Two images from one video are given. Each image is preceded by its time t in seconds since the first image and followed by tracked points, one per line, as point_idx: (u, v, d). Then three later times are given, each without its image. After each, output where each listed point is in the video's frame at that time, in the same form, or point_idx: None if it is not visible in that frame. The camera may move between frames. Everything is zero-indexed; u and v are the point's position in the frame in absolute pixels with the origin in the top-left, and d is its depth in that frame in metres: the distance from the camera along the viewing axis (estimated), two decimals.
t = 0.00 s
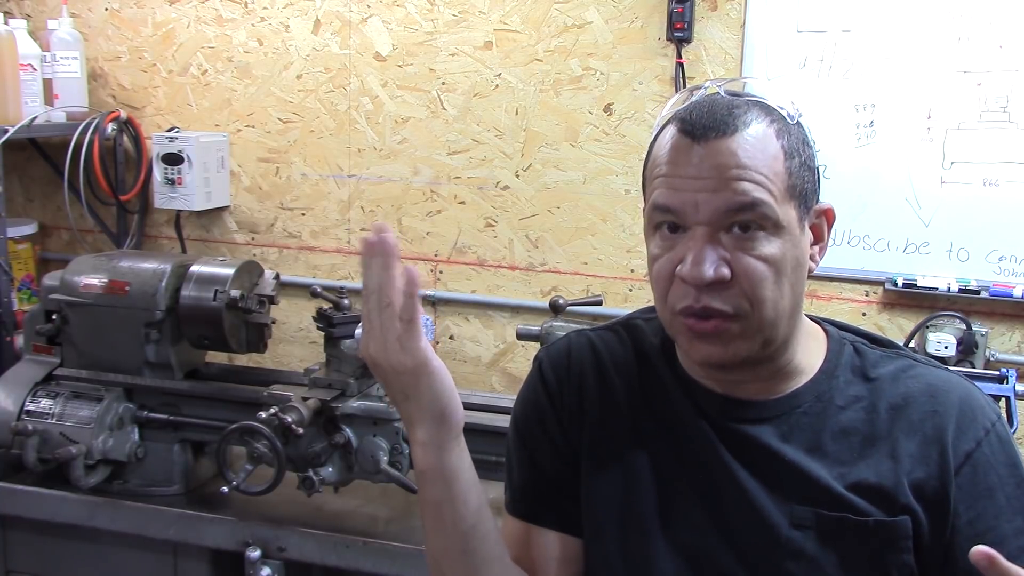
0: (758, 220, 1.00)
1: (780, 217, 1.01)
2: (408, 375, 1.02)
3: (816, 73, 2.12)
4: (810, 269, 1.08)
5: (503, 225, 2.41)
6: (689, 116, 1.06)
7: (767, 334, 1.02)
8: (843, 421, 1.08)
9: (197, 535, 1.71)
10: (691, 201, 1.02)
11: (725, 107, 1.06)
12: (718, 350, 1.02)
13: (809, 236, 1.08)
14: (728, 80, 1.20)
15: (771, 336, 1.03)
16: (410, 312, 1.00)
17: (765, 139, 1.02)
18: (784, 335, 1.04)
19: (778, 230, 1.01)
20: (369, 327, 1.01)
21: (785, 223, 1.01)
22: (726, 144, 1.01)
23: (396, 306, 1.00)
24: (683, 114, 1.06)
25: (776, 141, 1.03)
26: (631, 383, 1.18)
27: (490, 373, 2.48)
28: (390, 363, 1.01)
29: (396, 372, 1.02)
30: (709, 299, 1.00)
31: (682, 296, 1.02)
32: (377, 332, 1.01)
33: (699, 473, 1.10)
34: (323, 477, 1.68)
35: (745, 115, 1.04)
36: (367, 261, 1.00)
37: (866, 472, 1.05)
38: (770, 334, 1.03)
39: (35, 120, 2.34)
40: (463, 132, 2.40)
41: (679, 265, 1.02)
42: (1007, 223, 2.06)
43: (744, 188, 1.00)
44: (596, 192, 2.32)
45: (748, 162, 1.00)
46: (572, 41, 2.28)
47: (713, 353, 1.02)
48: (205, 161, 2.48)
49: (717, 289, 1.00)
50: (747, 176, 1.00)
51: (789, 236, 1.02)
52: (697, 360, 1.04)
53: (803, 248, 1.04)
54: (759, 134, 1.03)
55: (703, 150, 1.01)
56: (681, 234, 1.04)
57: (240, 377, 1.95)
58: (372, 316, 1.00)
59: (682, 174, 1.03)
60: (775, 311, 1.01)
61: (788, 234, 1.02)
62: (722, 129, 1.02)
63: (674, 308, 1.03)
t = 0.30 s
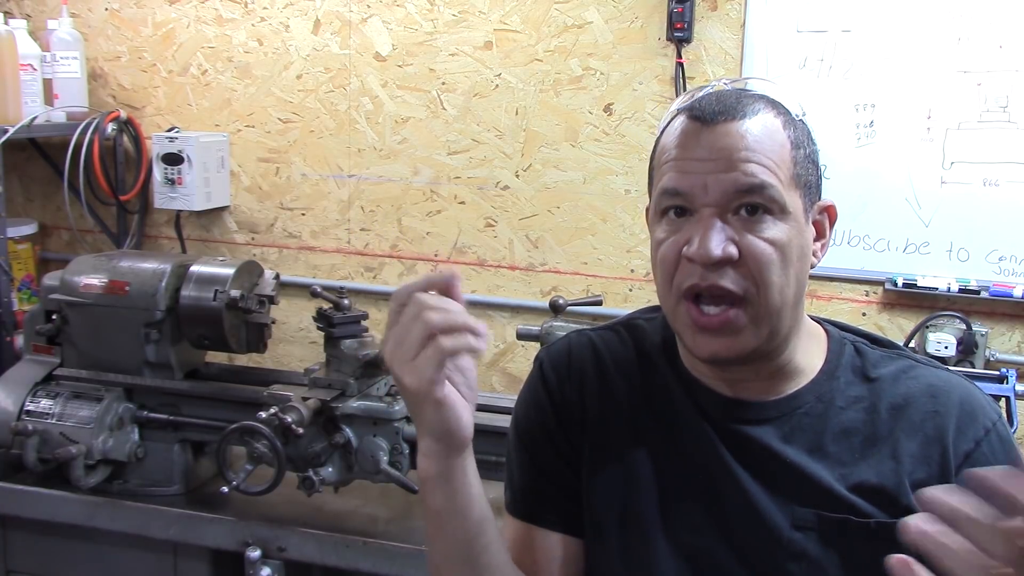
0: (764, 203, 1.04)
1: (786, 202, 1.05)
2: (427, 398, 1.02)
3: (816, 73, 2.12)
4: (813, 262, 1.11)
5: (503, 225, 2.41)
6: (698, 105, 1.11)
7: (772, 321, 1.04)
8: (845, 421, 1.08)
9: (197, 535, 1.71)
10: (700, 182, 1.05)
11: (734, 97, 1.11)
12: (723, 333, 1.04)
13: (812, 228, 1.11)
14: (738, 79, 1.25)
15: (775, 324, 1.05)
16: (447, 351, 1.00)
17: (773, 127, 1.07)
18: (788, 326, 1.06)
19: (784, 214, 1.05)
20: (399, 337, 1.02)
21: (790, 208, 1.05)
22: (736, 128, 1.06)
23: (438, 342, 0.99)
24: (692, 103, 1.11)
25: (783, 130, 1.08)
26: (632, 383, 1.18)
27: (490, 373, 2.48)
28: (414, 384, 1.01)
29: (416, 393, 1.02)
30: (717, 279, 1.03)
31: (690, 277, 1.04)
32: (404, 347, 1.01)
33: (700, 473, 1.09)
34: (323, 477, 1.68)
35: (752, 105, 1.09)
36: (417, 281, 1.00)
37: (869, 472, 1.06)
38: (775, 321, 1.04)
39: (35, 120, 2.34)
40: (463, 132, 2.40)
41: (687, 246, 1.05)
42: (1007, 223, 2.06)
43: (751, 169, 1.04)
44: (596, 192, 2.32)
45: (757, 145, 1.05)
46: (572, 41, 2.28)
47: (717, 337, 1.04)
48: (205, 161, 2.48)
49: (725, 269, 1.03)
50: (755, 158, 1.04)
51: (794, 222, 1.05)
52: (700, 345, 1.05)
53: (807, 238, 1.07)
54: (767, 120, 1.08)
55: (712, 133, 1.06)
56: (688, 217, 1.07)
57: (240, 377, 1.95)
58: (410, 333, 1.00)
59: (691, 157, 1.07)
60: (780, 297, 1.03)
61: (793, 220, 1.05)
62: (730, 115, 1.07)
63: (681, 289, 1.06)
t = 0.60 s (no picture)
0: (769, 192, 1.06)
1: (791, 192, 1.07)
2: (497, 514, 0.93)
3: (816, 73, 2.12)
4: (815, 258, 1.13)
5: (503, 225, 2.41)
6: (702, 99, 1.13)
7: (780, 310, 1.05)
8: (846, 423, 1.08)
9: (197, 535, 1.71)
10: (707, 172, 1.07)
11: (737, 94, 1.14)
12: (733, 322, 1.04)
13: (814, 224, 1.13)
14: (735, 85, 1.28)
15: (783, 314, 1.05)
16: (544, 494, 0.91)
17: (776, 119, 1.09)
18: (793, 316, 1.07)
19: (789, 204, 1.07)
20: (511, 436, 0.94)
21: (795, 199, 1.07)
22: (742, 119, 1.08)
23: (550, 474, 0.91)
24: (695, 99, 1.14)
25: (788, 123, 1.10)
26: (636, 382, 1.18)
27: (490, 373, 2.47)
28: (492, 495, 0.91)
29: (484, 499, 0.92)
30: (727, 265, 1.04)
31: (699, 264, 1.05)
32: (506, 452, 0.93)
33: (703, 474, 1.10)
34: (323, 477, 1.68)
35: (754, 99, 1.12)
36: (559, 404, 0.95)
37: (869, 475, 1.04)
38: (783, 310, 1.05)
39: (35, 120, 2.34)
40: (462, 132, 2.40)
41: (696, 234, 1.06)
42: (1007, 223, 2.06)
43: (758, 158, 1.06)
44: (596, 192, 2.32)
45: (763, 135, 1.07)
46: (572, 41, 2.28)
47: (726, 324, 1.04)
48: (205, 161, 2.48)
49: (734, 255, 1.04)
50: (762, 148, 1.07)
51: (798, 212, 1.07)
52: (709, 334, 1.05)
53: (811, 230, 1.09)
54: (771, 113, 1.10)
55: (719, 123, 1.08)
56: (695, 207, 1.08)
57: (240, 377, 1.95)
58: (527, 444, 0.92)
59: (698, 147, 1.08)
60: (787, 285, 1.05)
61: (798, 210, 1.07)
62: (736, 107, 1.10)
63: (689, 277, 1.06)
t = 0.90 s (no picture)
0: (774, 185, 1.07)
1: (795, 186, 1.07)
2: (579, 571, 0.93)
3: (816, 73, 2.12)
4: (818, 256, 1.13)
5: (503, 225, 2.41)
6: (706, 95, 1.14)
7: (786, 303, 1.05)
8: (849, 424, 1.08)
9: (197, 535, 1.71)
10: (713, 163, 1.07)
11: (740, 91, 1.15)
12: (740, 315, 1.03)
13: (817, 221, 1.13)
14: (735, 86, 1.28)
15: (789, 307, 1.05)
16: None
17: (779, 113, 1.10)
18: (798, 310, 1.07)
19: (793, 198, 1.07)
20: (647, 535, 0.84)
21: (799, 193, 1.08)
22: (748, 112, 1.09)
23: None
24: (697, 96, 1.14)
25: (791, 119, 1.11)
26: (642, 381, 1.18)
27: (490, 373, 2.47)
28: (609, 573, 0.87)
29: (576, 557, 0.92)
30: (734, 256, 1.03)
31: (705, 256, 1.05)
32: (631, 537, 0.85)
33: (708, 475, 1.10)
34: (323, 477, 1.68)
35: (757, 95, 1.12)
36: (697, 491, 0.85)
37: (874, 476, 1.05)
38: (789, 303, 1.05)
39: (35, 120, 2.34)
40: (462, 132, 2.40)
41: (702, 226, 1.06)
42: (1007, 224, 2.06)
43: (764, 151, 1.06)
44: (596, 192, 2.32)
45: (768, 129, 1.08)
46: (572, 41, 2.28)
47: (731, 316, 1.03)
48: (205, 161, 2.48)
49: (742, 246, 1.03)
50: (767, 141, 1.07)
51: (802, 205, 1.07)
52: (715, 326, 1.04)
53: (815, 225, 1.09)
54: (776, 108, 1.11)
55: (725, 117, 1.08)
56: (700, 200, 1.08)
57: (240, 377, 1.96)
58: (675, 547, 0.82)
59: (704, 140, 1.08)
60: (793, 278, 1.04)
61: (802, 204, 1.08)
62: (741, 102, 1.10)
63: (695, 269, 1.06)
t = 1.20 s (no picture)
0: (782, 184, 1.07)
1: (802, 186, 1.08)
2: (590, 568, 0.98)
3: (816, 73, 2.12)
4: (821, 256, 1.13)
5: (503, 225, 2.41)
6: (714, 93, 1.14)
7: (792, 302, 1.05)
8: (848, 423, 1.08)
9: (197, 534, 1.71)
10: (721, 161, 1.07)
11: (747, 90, 1.15)
12: (745, 312, 1.03)
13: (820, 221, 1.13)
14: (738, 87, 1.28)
15: (794, 306, 1.05)
16: None
17: (787, 113, 1.10)
18: (802, 309, 1.07)
19: (800, 197, 1.07)
20: (663, 531, 0.91)
21: (805, 193, 1.08)
22: (756, 110, 1.09)
23: None
24: (705, 94, 1.14)
25: (799, 119, 1.11)
26: (640, 381, 1.18)
27: (490, 373, 2.47)
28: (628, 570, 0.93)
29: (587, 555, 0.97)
30: (742, 253, 1.03)
31: (713, 253, 1.05)
32: (652, 540, 0.91)
33: (707, 474, 1.09)
34: (323, 477, 1.67)
35: (763, 94, 1.13)
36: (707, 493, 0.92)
37: (874, 477, 1.05)
38: (795, 302, 1.05)
39: (35, 120, 2.34)
40: (462, 132, 2.40)
41: (710, 223, 1.06)
42: (1007, 224, 2.06)
43: (772, 150, 1.07)
44: (596, 192, 2.32)
45: (776, 128, 1.08)
46: (572, 41, 2.28)
47: (738, 313, 1.03)
48: (205, 161, 2.48)
49: (750, 243, 1.03)
50: (775, 140, 1.07)
51: (808, 204, 1.08)
52: (721, 323, 1.04)
53: (819, 225, 1.09)
54: (784, 107, 1.11)
55: (734, 115, 1.08)
56: (708, 197, 1.08)
57: (240, 376, 1.96)
58: (697, 544, 0.90)
59: (712, 138, 1.08)
60: (799, 276, 1.05)
61: (808, 204, 1.08)
62: (749, 101, 1.10)
63: (702, 266, 1.06)
